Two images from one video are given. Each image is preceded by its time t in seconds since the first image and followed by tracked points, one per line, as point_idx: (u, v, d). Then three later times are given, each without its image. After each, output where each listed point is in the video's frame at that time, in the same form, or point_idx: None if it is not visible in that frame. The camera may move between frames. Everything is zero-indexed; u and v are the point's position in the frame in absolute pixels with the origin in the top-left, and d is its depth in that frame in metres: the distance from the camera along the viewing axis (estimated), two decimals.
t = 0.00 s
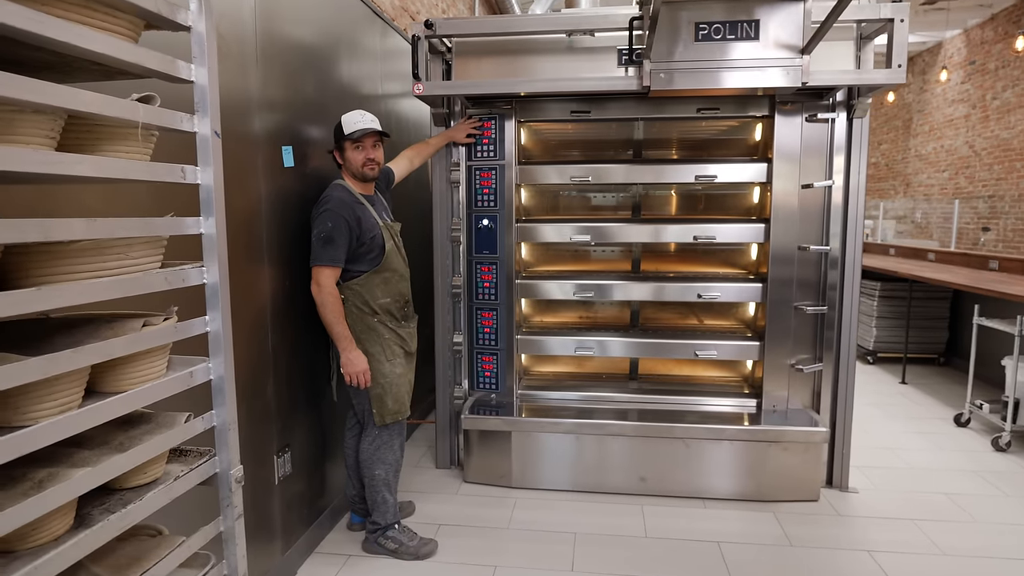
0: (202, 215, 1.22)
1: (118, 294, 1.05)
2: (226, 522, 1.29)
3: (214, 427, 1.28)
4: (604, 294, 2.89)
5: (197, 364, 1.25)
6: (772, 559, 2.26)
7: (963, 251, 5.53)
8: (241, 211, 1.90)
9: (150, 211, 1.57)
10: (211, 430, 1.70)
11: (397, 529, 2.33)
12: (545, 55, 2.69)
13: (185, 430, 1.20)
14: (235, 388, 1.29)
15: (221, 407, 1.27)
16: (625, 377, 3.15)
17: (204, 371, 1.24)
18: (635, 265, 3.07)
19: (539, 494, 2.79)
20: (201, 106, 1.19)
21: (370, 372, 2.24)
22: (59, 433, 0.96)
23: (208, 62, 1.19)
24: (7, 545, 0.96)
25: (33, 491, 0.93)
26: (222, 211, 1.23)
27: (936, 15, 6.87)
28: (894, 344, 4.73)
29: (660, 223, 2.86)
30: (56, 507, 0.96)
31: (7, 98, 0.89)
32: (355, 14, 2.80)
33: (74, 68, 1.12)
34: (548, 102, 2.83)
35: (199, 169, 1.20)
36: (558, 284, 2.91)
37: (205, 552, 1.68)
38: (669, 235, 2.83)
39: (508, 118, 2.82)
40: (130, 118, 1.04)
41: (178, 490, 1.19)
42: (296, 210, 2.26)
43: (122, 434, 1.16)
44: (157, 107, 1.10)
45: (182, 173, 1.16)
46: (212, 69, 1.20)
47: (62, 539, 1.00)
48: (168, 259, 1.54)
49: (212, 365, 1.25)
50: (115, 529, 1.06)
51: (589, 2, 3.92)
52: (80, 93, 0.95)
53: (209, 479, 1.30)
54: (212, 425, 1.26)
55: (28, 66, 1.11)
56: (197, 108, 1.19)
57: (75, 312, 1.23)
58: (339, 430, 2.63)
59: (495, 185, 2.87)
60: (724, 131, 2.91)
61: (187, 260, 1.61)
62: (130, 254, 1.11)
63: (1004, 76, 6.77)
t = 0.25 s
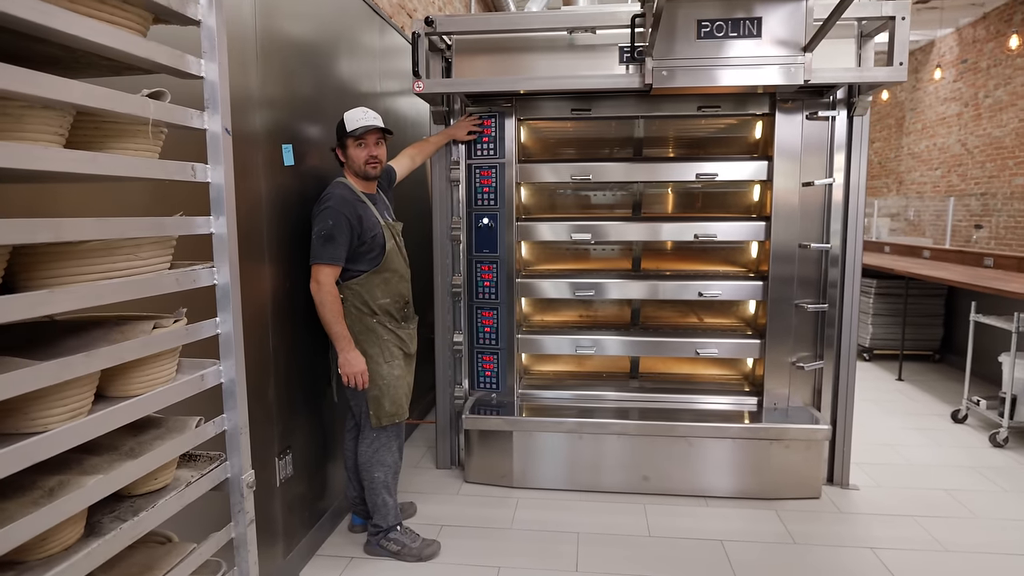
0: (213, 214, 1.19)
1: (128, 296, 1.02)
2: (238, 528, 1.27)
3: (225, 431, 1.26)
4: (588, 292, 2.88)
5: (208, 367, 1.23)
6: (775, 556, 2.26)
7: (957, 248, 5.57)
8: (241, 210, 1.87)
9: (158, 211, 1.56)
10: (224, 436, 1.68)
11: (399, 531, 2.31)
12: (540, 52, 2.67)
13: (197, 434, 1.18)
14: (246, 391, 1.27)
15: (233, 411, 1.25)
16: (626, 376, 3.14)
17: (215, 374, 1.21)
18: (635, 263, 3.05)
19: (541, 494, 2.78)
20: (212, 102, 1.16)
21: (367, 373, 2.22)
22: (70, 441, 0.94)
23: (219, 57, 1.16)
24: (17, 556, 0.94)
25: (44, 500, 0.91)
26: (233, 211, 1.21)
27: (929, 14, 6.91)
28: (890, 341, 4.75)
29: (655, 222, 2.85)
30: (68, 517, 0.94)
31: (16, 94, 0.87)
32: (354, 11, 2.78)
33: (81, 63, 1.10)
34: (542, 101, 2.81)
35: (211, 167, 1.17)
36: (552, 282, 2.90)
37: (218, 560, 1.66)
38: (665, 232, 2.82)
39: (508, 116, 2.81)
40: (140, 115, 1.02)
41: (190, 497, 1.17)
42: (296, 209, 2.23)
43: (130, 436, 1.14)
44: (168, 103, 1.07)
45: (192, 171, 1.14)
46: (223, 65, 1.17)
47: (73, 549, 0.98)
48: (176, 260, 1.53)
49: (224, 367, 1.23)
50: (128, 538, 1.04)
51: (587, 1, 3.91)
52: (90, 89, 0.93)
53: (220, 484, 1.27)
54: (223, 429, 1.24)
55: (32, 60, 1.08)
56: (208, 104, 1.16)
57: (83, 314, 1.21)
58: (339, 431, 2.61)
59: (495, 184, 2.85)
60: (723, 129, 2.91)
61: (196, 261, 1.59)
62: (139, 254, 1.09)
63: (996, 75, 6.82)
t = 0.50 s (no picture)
0: (220, 216, 1.17)
1: (136, 300, 1.00)
2: (244, 535, 1.25)
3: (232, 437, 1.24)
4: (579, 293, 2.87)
5: (215, 372, 1.20)
6: (775, 557, 2.26)
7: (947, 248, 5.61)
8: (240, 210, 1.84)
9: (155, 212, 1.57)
10: (227, 440, 1.66)
11: (397, 534, 2.29)
12: (533, 52, 2.66)
13: (204, 440, 1.15)
14: (253, 396, 1.25)
15: (240, 416, 1.23)
16: (623, 376, 3.12)
17: (222, 379, 1.19)
18: (632, 264, 3.04)
19: (539, 496, 2.77)
20: (220, 102, 1.14)
21: (364, 374, 2.20)
22: (78, 449, 0.92)
23: (227, 56, 1.14)
24: (22, 567, 0.92)
25: (50, 510, 0.90)
26: (240, 213, 1.19)
27: (919, 15, 6.97)
28: (882, 340, 4.78)
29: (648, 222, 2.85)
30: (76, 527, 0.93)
31: (23, 94, 0.85)
32: (350, 10, 2.75)
33: (87, 61, 1.08)
34: (535, 102, 2.80)
35: (218, 168, 1.15)
36: (546, 283, 2.89)
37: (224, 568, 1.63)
38: (658, 233, 2.82)
39: (505, 116, 2.79)
40: (149, 115, 0.99)
41: (197, 504, 1.15)
42: (292, 209, 2.20)
43: (136, 442, 1.12)
44: (176, 103, 1.05)
45: (200, 172, 1.12)
46: (230, 64, 1.15)
47: (80, 559, 0.96)
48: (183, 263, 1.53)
49: (230, 372, 1.21)
50: (136, 548, 1.02)
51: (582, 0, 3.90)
52: (99, 89, 0.91)
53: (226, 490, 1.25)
54: (230, 435, 1.22)
55: (34, 58, 1.06)
56: (215, 104, 1.14)
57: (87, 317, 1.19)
58: (335, 433, 2.58)
59: (492, 184, 2.84)
60: (718, 129, 2.90)
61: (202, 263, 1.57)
62: (146, 257, 1.06)
63: (984, 76, 6.88)
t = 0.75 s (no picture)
0: (227, 218, 1.16)
1: (146, 303, 0.98)
2: (253, 541, 1.23)
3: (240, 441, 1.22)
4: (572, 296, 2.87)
5: (223, 376, 1.19)
6: (776, 558, 2.26)
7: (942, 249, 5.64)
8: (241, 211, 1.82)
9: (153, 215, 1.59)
10: (231, 444, 1.64)
11: (397, 538, 2.27)
12: (528, 54, 2.66)
13: (213, 445, 1.13)
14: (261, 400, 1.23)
15: (247, 420, 1.21)
16: (622, 378, 3.11)
17: (230, 383, 1.18)
18: (631, 265, 3.03)
19: (539, 498, 2.76)
20: (227, 103, 1.12)
21: (366, 376, 2.19)
22: (89, 455, 0.90)
23: (235, 57, 1.12)
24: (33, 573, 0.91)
25: (61, 516, 0.88)
26: (248, 215, 1.17)
27: (912, 17, 7.01)
28: (878, 341, 4.80)
29: (644, 223, 2.85)
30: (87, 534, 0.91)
31: (33, 94, 0.83)
32: (347, 11, 2.74)
33: (94, 62, 1.06)
34: (531, 103, 2.80)
35: (226, 170, 1.14)
36: (540, 285, 2.89)
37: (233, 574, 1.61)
38: (651, 236, 2.82)
39: (503, 118, 2.78)
40: (157, 116, 0.98)
41: (206, 510, 1.13)
42: (291, 210, 2.18)
43: (143, 447, 1.10)
44: (186, 104, 1.03)
45: (208, 173, 1.10)
46: (238, 65, 1.13)
47: (90, 566, 0.94)
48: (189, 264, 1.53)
49: (239, 376, 1.19)
50: (146, 555, 1.00)
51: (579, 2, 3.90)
52: (109, 89, 0.89)
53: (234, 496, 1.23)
54: (238, 439, 1.20)
55: (40, 58, 1.04)
56: (223, 105, 1.13)
57: (92, 321, 1.17)
58: (333, 436, 2.56)
59: (491, 186, 2.82)
60: (716, 130, 2.90)
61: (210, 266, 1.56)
62: (155, 259, 1.05)
63: (977, 78, 6.93)
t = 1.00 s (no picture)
0: (232, 221, 1.15)
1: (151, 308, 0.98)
2: (258, 545, 1.23)
3: (244, 445, 1.21)
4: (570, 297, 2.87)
5: (227, 379, 1.18)
6: (779, 558, 2.26)
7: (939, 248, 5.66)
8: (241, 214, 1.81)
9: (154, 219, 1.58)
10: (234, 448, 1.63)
11: (399, 540, 2.26)
12: (525, 55, 2.65)
13: (219, 450, 1.13)
14: (266, 403, 1.22)
15: (252, 424, 1.20)
16: (622, 379, 3.11)
17: (235, 387, 1.17)
18: (630, 265, 3.03)
19: (540, 500, 2.76)
20: (232, 105, 1.12)
21: (370, 378, 2.18)
22: (96, 461, 0.90)
23: (239, 59, 1.11)
24: None
25: (67, 523, 0.87)
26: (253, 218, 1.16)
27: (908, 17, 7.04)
28: (877, 340, 4.81)
29: (643, 223, 2.85)
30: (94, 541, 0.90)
31: (38, 97, 0.82)
32: (346, 12, 2.73)
33: (98, 64, 1.05)
34: (528, 104, 2.80)
35: (231, 173, 1.13)
36: (539, 286, 2.88)
37: None
38: (650, 236, 2.82)
39: (503, 119, 2.78)
40: (161, 119, 0.97)
41: (212, 515, 1.12)
42: (291, 212, 2.17)
43: (149, 452, 1.09)
44: (190, 106, 1.03)
45: (212, 176, 1.09)
46: (243, 67, 1.12)
47: (97, 573, 0.93)
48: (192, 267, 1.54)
49: (243, 379, 1.18)
50: (153, 560, 0.99)
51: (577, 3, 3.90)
52: (114, 92, 0.89)
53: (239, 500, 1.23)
54: (244, 443, 1.20)
55: (43, 60, 1.04)
56: (227, 107, 1.12)
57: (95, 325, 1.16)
58: (333, 438, 2.55)
59: (490, 187, 2.82)
60: (715, 131, 2.91)
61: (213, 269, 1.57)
62: (160, 263, 1.04)
63: (973, 78, 6.96)
